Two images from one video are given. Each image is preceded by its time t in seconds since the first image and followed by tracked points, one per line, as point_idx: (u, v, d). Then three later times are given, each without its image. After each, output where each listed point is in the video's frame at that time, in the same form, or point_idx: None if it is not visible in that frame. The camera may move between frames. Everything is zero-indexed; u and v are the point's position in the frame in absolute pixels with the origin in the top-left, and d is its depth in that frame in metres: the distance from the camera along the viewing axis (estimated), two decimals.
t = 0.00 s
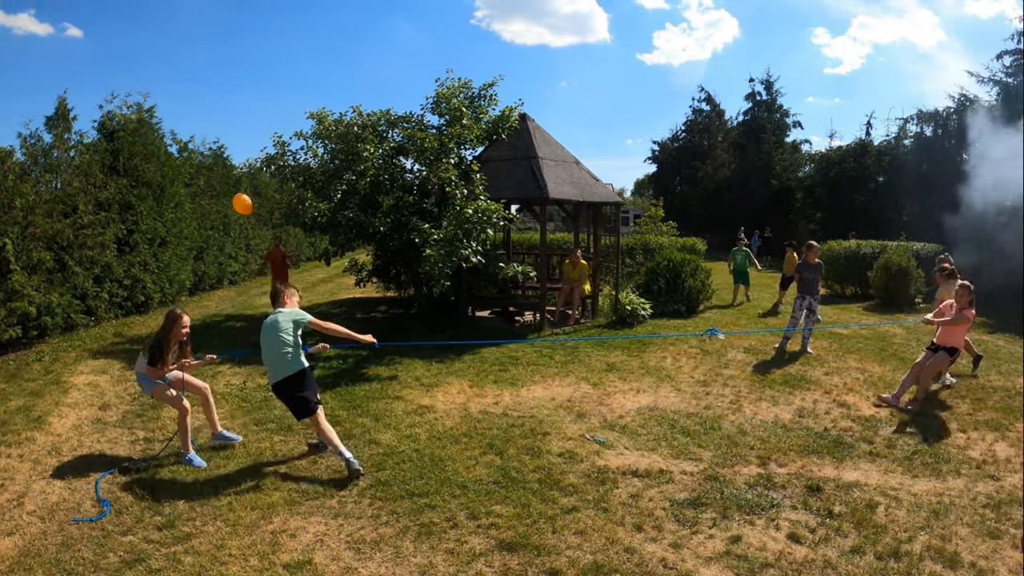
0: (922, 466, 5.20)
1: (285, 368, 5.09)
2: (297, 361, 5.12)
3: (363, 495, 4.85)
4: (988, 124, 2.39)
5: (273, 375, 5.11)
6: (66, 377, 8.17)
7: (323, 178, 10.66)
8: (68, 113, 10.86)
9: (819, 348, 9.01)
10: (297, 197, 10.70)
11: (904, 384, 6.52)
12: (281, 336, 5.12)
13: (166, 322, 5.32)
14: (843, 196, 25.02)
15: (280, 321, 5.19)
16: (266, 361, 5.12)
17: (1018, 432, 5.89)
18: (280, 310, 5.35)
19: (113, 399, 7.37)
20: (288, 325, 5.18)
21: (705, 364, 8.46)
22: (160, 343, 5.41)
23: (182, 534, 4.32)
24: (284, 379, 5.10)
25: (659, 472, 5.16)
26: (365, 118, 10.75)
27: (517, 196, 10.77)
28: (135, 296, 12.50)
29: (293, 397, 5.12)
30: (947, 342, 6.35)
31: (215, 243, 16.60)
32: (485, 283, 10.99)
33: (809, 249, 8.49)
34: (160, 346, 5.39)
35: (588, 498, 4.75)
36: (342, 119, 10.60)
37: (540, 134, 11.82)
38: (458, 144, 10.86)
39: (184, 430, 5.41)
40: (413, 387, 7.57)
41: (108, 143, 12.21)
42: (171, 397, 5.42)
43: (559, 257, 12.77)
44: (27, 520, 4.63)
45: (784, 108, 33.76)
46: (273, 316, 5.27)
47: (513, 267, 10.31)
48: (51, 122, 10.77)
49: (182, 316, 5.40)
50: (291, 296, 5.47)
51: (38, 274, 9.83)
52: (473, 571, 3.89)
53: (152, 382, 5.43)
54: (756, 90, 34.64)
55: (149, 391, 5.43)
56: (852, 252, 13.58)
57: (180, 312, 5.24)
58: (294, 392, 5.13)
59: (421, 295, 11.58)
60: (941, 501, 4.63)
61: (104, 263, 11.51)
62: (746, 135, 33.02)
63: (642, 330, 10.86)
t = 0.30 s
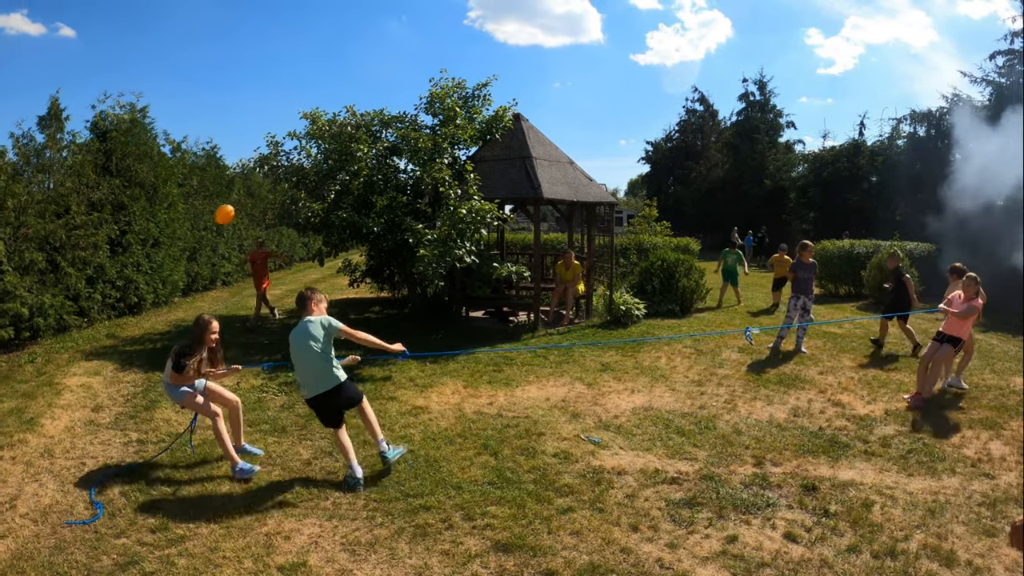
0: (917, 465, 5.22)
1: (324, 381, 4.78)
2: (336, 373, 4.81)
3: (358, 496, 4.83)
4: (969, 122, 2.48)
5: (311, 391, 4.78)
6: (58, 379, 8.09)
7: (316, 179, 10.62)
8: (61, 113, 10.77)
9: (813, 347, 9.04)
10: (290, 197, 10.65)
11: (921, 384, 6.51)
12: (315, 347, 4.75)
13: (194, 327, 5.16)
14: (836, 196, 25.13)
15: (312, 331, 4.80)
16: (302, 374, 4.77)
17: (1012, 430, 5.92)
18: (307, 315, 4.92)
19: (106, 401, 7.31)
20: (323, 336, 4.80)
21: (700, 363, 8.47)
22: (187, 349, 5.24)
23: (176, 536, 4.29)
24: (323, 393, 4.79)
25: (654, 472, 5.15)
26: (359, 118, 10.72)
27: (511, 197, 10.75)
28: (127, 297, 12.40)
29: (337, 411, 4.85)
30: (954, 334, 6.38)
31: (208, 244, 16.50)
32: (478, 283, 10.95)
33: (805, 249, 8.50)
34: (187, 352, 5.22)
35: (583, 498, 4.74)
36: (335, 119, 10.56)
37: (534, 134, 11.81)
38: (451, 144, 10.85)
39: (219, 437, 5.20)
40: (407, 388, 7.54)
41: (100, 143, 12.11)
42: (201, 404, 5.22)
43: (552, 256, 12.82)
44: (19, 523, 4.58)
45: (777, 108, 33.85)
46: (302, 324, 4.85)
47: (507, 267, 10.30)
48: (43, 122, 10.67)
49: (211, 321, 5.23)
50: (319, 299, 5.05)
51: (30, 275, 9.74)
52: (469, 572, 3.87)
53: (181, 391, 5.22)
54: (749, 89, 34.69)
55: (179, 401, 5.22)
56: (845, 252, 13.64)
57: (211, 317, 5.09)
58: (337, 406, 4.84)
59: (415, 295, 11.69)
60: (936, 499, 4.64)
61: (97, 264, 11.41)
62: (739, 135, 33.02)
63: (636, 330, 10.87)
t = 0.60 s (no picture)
0: (906, 463, 5.25)
1: (346, 403, 4.63)
2: (359, 396, 4.64)
3: (347, 498, 4.78)
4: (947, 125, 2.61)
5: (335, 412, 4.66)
6: (45, 380, 7.96)
7: (304, 179, 10.54)
8: (47, 112, 10.61)
9: (802, 347, 9.08)
10: (278, 198, 10.57)
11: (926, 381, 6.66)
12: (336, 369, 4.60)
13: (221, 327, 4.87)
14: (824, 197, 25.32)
15: (335, 351, 4.65)
16: (325, 395, 4.67)
17: (999, 428, 5.96)
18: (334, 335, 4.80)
19: (93, 403, 7.20)
20: (346, 356, 4.64)
21: (688, 363, 8.48)
22: (208, 350, 4.93)
23: (164, 539, 4.22)
24: (346, 416, 4.65)
25: (644, 472, 5.14)
26: (347, 119, 10.65)
27: (500, 197, 10.74)
28: (115, 298, 12.23)
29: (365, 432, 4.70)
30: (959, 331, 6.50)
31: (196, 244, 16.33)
32: (467, 283, 10.89)
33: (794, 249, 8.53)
34: (210, 352, 4.91)
35: (573, 498, 4.72)
36: (324, 119, 10.49)
37: (523, 134, 11.79)
38: (440, 144, 10.80)
39: (232, 442, 5.01)
40: (396, 388, 7.49)
41: (87, 143, 11.95)
42: (221, 406, 4.97)
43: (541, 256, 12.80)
44: (5, 527, 4.48)
45: (765, 109, 34.05)
46: (326, 343, 4.72)
47: (496, 267, 10.28)
48: (30, 121, 10.51)
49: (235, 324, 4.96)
50: (347, 318, 4.91)
51: (16, 276, 9.58)
52: (459, 573, 3.84)
53: (197, 393, 4.94)
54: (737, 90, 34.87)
55: (194, 403, 4.93)
56: (833, 252, 13.74)
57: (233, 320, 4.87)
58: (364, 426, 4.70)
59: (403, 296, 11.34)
60: (925, 497, 4.67)
61: (84, 265, 11.25)
62: (727, 135, 33.18)
63: (625, 330, 10.87)
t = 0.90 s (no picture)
0: (895, 462, 5.28)
1: (342, 399, 4.61)
2: (355, 393, 4.62)
3: (337, 498, 4.76)
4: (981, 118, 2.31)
5: (330, 406, 4.63)
6: (32, 382, 7.84)
7: (294, 179, 10.46)
8: (36, 111, 10.46)
9: (790, 347, 9.13)
10: (267, 198, 10.49)
11: (929, 379, 6.61)
12: (341, 363, 4.60)
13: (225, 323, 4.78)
14: (813, 198, 25.51)
15: (335, 345, 4.62)
16: (322, 389, 4.65)
17: (988, 427, 6.00)
18: (339, 328, 4.79)
19: (82, 404, 7.09)
20: (345, 352, 4.62)
21: (678, 363, 8.50)
22: (211, 347, 4.82)
23: (153, 541, 4.16)
24: (340, 411, 4.64)
25: (634, 472, 5.14)
26: (336, 118, 10.58)
27: (489, 197, 10.73)
28: (103, 298, 12.08)
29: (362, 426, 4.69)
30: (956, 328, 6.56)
31: (185, 245, 16.17)
32: (456, 283, 10.86)
33: (784, 249, 8.57)
34: (213, 351, 4.80)
35: (564, 498, 4.70)
36: (313, 119, 10.42)
37: (512, 134, 11.77)
38: (430, 144, 10.75)
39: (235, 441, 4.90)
40: (385, 389, 7.45)
41: (75, 142, 11.79)
42: (220, 405, 4.88)
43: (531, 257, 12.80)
44: None
45: (754, 110, 34.24)
46: (328, 337, 4.70)
47: (485, 268, 10.27)
48: (17, 120, 10.36)
49: (240, 321, 4.92)
50: (350, 312, 4.86)
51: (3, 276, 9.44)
52: (451, 574, 3.82)
53: (197, 389, 4.86)
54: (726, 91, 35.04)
55: (194, 399, 4.85)
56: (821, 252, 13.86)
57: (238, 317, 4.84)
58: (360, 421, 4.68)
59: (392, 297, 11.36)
60: (915, 495, 4.69)
61: (72, 265, 11.10)
62: (717, 135, 33.34)
63: (614, 330, 10.88)
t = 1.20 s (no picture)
0: (881, 460, 5.32)
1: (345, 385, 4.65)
2: (358, 379, 4.66)
3: (324, 500, 4.71)
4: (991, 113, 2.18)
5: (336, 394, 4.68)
6: (16, 384, 7.68)
7: (280, 179, 10.35)
8: (21, 109, 10.27)
9: (777, 346, 9.20)
10: (253, 198, 10.38)
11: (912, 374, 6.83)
12: (342, 350, 4.66)
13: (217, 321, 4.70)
14: (798, 198, 25.74)
15: (338, 332, 4.70)
16: (325, 376, 4.69)
17: (972, 425, 6.06)
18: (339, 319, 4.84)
19: (66, 407, 6.95)
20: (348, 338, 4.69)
21: (664, 363, 8.51)
22: (204, 346, 4.74)
23: (139, 545, 4.09)
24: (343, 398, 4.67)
25: (621, 472, 5.13)
26: (323, 118, 10.48)
27: (475, 198, 10.73)
28: (88, 300, 11.88)
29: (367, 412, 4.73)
30: (942, 328, 6.69)
31: (170, 245, 15.95)
32: (443, 284, 10.84)
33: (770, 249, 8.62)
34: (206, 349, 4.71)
35: (551, 499, 4.68)
36: (299, 119, 10.31)
37: (499, 135, 11.76)
38: (416, 144, 10.69)
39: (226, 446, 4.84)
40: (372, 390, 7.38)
41: (60, 141, 11.61)
42: (215, 406, 4.83)
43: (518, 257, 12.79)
44: None
45: (740, 111, 34.46)
46: (330, 326, 4.77)
47: (472, 268, 10.23)
48: (1, 119, 10.16)
49: (232, 318, 4.74)
50: (352, 302, 4.94)
51: None
52: None
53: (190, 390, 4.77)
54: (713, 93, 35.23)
55: (186, 400, 4.76)
56: (807, 252, 13.98)
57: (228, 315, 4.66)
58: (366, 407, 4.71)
59: (378, 297, 11.30)
60: (902, 493, 4.73)
61: (56, 266, 10.92)
62: (703, 137, 33.53)
63: (601, 330, 10.90)
